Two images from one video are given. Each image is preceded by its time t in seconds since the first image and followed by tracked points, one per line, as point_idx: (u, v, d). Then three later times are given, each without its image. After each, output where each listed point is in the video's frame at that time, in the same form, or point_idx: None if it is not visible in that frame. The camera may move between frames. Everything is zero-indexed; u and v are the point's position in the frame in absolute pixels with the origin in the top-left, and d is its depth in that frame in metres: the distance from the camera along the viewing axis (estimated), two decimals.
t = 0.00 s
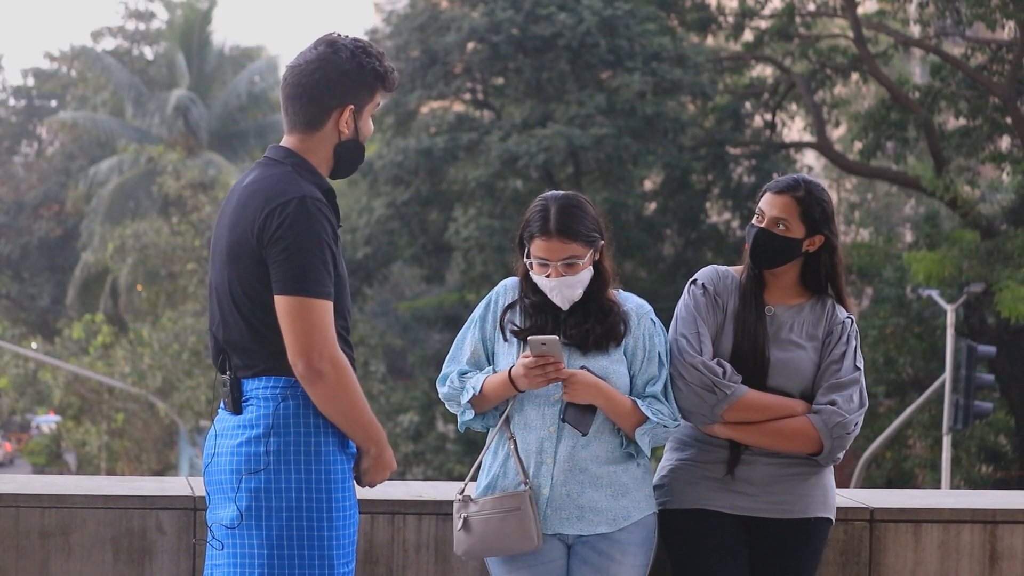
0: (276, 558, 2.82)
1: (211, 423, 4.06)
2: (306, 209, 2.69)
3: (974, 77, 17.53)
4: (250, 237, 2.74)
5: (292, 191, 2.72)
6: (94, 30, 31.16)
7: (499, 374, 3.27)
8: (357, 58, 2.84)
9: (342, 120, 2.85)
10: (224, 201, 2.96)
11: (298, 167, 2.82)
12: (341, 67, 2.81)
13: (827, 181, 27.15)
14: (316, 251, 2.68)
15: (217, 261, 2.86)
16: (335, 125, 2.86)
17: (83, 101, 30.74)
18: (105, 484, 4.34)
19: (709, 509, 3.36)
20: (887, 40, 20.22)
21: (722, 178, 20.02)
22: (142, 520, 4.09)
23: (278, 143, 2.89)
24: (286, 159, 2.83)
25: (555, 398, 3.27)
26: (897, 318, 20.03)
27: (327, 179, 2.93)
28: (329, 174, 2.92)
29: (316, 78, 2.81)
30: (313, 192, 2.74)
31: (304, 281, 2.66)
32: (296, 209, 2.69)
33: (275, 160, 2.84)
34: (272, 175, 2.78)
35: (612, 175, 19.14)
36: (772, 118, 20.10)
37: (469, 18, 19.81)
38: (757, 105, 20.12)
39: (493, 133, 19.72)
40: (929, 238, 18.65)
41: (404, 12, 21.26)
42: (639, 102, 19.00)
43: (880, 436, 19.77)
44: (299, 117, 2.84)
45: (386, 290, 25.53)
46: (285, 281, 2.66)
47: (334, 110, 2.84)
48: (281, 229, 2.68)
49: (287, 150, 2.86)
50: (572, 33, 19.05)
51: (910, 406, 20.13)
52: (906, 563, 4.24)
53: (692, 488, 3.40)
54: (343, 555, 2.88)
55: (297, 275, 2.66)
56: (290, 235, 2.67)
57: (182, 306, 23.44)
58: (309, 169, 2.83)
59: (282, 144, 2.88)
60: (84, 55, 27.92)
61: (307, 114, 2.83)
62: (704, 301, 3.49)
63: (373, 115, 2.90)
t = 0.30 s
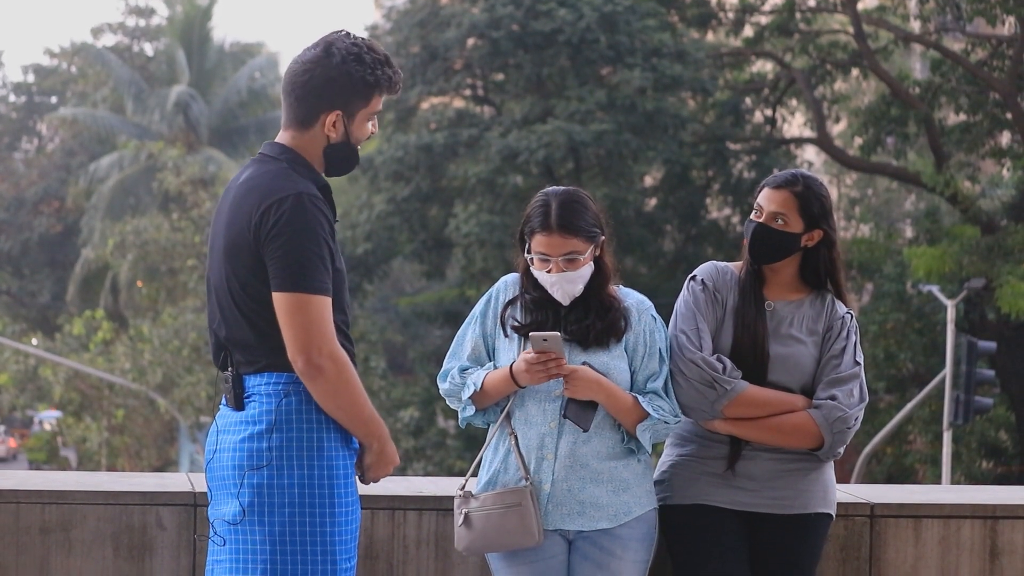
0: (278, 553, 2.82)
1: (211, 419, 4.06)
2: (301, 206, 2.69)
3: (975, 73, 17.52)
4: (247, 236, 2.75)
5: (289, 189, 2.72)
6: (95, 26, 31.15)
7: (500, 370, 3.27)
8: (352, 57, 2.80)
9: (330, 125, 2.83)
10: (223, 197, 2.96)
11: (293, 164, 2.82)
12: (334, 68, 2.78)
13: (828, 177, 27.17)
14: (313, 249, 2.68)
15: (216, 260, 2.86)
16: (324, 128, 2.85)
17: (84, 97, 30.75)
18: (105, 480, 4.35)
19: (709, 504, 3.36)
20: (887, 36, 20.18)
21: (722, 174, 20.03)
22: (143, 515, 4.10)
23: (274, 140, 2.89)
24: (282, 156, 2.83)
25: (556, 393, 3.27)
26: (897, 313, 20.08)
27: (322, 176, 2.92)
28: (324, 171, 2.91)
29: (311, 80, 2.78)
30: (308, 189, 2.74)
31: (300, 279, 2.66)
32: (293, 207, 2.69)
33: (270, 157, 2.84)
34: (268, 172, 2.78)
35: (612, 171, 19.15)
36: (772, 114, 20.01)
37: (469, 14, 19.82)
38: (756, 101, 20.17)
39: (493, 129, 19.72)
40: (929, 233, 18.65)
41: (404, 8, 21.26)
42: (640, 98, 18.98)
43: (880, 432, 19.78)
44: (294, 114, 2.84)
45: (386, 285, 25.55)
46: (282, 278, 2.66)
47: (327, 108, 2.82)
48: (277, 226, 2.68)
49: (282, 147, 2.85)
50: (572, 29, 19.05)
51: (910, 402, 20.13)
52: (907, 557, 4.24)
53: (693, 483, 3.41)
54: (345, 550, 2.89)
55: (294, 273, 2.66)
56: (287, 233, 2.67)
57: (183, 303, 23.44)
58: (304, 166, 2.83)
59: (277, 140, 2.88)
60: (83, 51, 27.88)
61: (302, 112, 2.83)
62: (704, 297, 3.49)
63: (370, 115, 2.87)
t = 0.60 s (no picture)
0: (277, 545, 2.83)
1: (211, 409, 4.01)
2: (294, 197, 2.65)
3: (974, 64, 17.51)
4: (241, 229, 2.72)
5: (281, 181, 2.68)
6: (94, 18, 31.13)
7: (500, 361, 3.28)
8: (351, 52, 2.73)
9: (326, 119, 2.78)
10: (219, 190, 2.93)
11: (288, 155, 2.78)
12: (331, 62, 2.72)
13: (828, 168, 27.18)
14: (310, 236, 2.64)
15: (212, 252, 2.85)
16: (320, 122, 2.79)
17: (83, 89, 30.72)
18: (103, 472, 4.29)
19: (710, 495, 3.37)
20: (887, 27, 20.16)
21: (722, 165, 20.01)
22: (142, 507, 4.03)
23: (271, 130, 2.85)
24: (276, 147, 2.79)
25: (556, 384, 3.29)
26: (896, 305, 20.11)
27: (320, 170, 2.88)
28: (321, 165, 2.87)
29: (308, 72, 2.73)
30: (302, 180, 2.70)
31: (298, 270, 2.61)
32: (286, 198, 2.65)
33: (266, 149, 2.80)
34: (262, 164, 2.75)
35: (611, 162, 19.16)
36: (771, 106, 19.84)
37: (468, 5, 19.80)
38: (756, 92, 20.00)
39: (493, 120, 19.72)
40: (929, 225, 18.66)
41: None
42: (639, 89, 18.97)
43: (880, 423, 19.82)
44: (290, 106, 2.80)
45: (386, 277, 25.57)
46: (282, 270, 2.62)
47: (322, 102, 2.76)
48: (272, 218, 2.65)
49: (278, 138, 2.81)
50: (572, 21, 19.04)
51: (909, 393, 20.17)
52: (907, 549, 4.23)
53: (693, 474, 3.41)
54: (344, 541, 2.90)
55: (291, 264, 2.62)
56: (283, 223, 2.64)
57: (182, 294, 23.44)
58: (299, 158, 2.79)
59: (274, 132, 2.84)
60: (83, 42, 27.84)
61: (298, 105, 2.78)
62: (703, 288, 3.50)
63: (367, 110, 2.80)
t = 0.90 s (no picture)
0: (278, 542, 2.83)
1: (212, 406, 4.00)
2: (299, 193, 2.68)
3: (976, 61, 17.49)
4: (247, 225, 2.74)
5: (284, 177, 2.70)
6: (95, 15, 31.17)
7: (503, 357, 3.28)
8: (345, 52, 2.73)
9: (325, 117, 2.78)
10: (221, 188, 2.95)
11: (289, 152, 2.79)
12: (327, 62, 2.72)
13: (830, 165, 27.18)
14: (319, 230, 2.67)
15: (215, 250, 2.86)
16: (319, 121, 2.79)
17: (85, 86, 30.74)
18: (104, 468, 4.27)
19: (711, 492, 3.37)
20: (888, 24, 20.14)
21: (723, 162, 20.01)
22: (143, 504, 4.02)
23: (272, 127, 2.85)
24: (278, 144, 2.80)
25: (558, 381, 3.29)
26: (898, 302, 20.12)
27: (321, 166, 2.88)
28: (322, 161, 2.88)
29: (306, 73, 2.73)
30: (305, 175, 2.72)
31: (314, 266, 2.66)
32: (292, 194, 2.68)
33: (268, 145, 2.81)
34: (264, 160, 2.76)
35: (613, 159, 19.17)
36: (773, 102, 19.81)
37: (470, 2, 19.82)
38: (758, 89, 19.89)
39: (495, 117, 19.72)
40: (931, 222, 18.65)
41: None
42: (640, 86, 19.00)
43: (881, 420, 19.82)
44: (290, 104, 2.79)
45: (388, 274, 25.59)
46: (300, 266, 2.66)
47: (321, 101, 2.76)
48: (279, 213, 2.68)
49: (280, 135, 2.82)
50: (573, 17, 19.07)
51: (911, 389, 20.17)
52: (908, 545, 4.23)
53: (695, 470, 3.41)
54: (345, 538, 2.90)
55: (305, 257, 2.66)
56: (291, 219, 2.67)
57: (184, 291, 23.45)
58: (302, 154, 2.80)
59: (274, 129, 2.84)
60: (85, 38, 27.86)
61: (297, 105, 2.77)
62: (704, 285, 3.49)
63: (367, 106, 2.80)
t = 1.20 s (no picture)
0: (290, 542, 2.78)
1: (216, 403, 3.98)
2: (302, 191, 2.63)
3: (980, 59, 17.45)
4: (251, 223, 2.70)
5: (289, 174, 2.66)
6: (98, 13, 31.20)
7: (505, 355, 3.28)
8: (338, 43, 2.71)
9: (328, 111, 2.75)
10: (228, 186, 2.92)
11: (294, 150, 2.76)
12: (323, 56, 2.70)
13: (832, 163, 27.18)
14: (322, 229, 2.61)
15: (223, 249, 2.83)
16: (322, 117, 2.77)
17: (88, 85, 30.78)
18: (108, 467, 4.26)
19: (715, 491, 3.36)
20: (891, 22, 20.11)
21: (726, 161, 19.98)
22: (146, 503, 4.00)
23: (276, 127, 2.83)
24: (284, 143, 2.77)
25: (561, 378, 3.29)
26: (901, 300, 20.11)
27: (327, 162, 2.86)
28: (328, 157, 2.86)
29: (305, 70, 2.71)
30: (309, 173, 2.67)
31: (312, 264, 2.58)
32: (295, 192, 2.62)
33: (272, 144, 2.78)
34: (268, 159, 2.72)
35: (616, 157, 19.17)
36: (776, 100, 19.79)
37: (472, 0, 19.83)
38: (761, 87, 19.78)
39: (497, 115, 19.72)
40: (934, 220, 18.60)
41: None
42: (643, 84, 19.10)
43: (885, 418, 19.83)
44: (290, 101, 2.77)
45: (390, 272, 25.61)
46: (297, 265, 2.59)
47: (323, 96, 2.74)
48: (282, 212, 2.62)
49: (285, 134, 2.79)
50: (576, 16, 19.09)
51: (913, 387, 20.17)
52: (911, 543, 4.23)
53: (697, 470, 3.41)
54: (357, 537, 2.85)
55: (304, 257, 2.59)
56: (292, 217, 2.61)
57: (186, 289, 23.46)
58: (306, 152, 2.77)
59: (277, 128, 2.82)
60: (88, 37, 27.86)
61: (299, 102, 2.75)
62: (705, 283, 3.49)
63: (368, 96, 2.77)
